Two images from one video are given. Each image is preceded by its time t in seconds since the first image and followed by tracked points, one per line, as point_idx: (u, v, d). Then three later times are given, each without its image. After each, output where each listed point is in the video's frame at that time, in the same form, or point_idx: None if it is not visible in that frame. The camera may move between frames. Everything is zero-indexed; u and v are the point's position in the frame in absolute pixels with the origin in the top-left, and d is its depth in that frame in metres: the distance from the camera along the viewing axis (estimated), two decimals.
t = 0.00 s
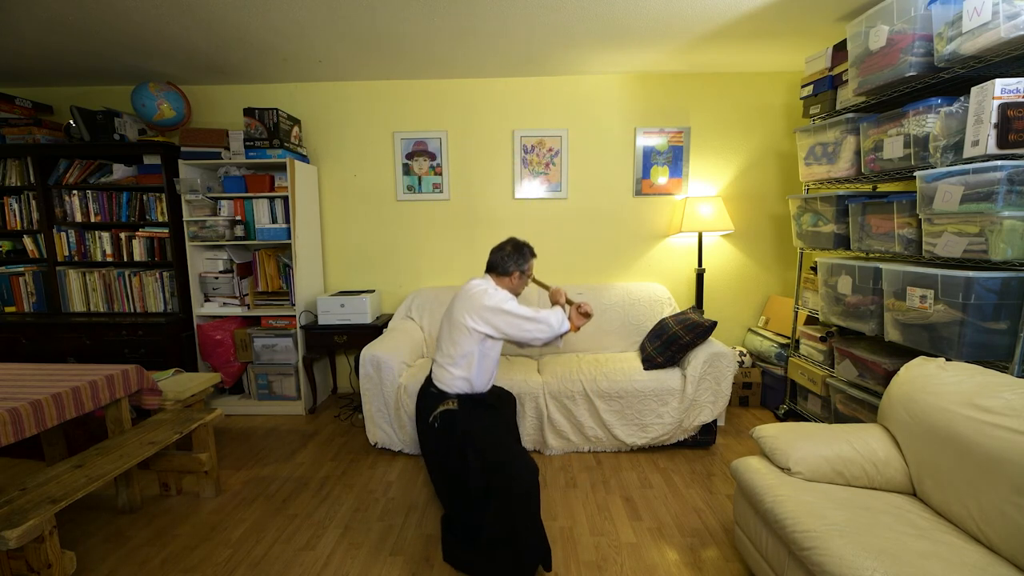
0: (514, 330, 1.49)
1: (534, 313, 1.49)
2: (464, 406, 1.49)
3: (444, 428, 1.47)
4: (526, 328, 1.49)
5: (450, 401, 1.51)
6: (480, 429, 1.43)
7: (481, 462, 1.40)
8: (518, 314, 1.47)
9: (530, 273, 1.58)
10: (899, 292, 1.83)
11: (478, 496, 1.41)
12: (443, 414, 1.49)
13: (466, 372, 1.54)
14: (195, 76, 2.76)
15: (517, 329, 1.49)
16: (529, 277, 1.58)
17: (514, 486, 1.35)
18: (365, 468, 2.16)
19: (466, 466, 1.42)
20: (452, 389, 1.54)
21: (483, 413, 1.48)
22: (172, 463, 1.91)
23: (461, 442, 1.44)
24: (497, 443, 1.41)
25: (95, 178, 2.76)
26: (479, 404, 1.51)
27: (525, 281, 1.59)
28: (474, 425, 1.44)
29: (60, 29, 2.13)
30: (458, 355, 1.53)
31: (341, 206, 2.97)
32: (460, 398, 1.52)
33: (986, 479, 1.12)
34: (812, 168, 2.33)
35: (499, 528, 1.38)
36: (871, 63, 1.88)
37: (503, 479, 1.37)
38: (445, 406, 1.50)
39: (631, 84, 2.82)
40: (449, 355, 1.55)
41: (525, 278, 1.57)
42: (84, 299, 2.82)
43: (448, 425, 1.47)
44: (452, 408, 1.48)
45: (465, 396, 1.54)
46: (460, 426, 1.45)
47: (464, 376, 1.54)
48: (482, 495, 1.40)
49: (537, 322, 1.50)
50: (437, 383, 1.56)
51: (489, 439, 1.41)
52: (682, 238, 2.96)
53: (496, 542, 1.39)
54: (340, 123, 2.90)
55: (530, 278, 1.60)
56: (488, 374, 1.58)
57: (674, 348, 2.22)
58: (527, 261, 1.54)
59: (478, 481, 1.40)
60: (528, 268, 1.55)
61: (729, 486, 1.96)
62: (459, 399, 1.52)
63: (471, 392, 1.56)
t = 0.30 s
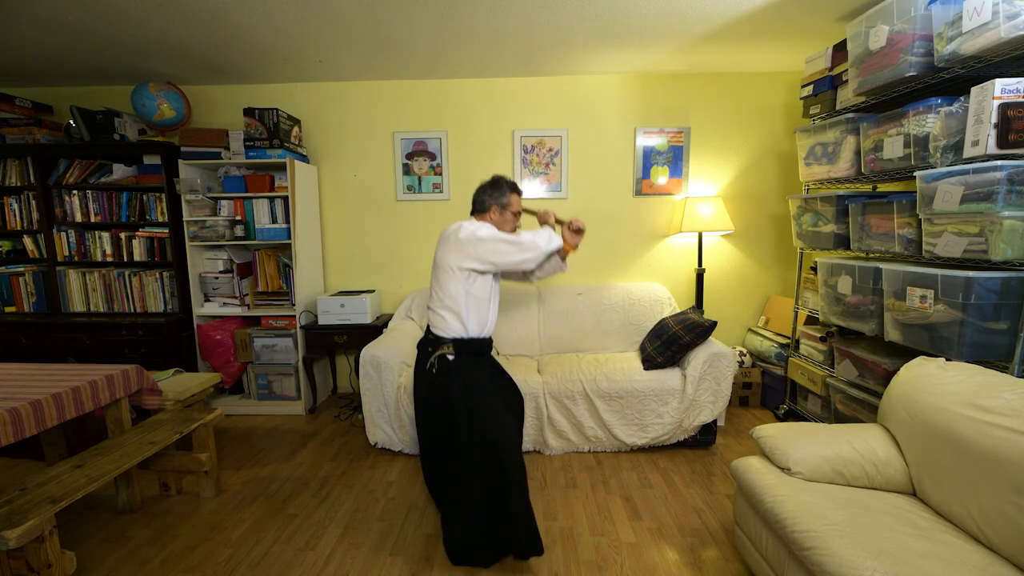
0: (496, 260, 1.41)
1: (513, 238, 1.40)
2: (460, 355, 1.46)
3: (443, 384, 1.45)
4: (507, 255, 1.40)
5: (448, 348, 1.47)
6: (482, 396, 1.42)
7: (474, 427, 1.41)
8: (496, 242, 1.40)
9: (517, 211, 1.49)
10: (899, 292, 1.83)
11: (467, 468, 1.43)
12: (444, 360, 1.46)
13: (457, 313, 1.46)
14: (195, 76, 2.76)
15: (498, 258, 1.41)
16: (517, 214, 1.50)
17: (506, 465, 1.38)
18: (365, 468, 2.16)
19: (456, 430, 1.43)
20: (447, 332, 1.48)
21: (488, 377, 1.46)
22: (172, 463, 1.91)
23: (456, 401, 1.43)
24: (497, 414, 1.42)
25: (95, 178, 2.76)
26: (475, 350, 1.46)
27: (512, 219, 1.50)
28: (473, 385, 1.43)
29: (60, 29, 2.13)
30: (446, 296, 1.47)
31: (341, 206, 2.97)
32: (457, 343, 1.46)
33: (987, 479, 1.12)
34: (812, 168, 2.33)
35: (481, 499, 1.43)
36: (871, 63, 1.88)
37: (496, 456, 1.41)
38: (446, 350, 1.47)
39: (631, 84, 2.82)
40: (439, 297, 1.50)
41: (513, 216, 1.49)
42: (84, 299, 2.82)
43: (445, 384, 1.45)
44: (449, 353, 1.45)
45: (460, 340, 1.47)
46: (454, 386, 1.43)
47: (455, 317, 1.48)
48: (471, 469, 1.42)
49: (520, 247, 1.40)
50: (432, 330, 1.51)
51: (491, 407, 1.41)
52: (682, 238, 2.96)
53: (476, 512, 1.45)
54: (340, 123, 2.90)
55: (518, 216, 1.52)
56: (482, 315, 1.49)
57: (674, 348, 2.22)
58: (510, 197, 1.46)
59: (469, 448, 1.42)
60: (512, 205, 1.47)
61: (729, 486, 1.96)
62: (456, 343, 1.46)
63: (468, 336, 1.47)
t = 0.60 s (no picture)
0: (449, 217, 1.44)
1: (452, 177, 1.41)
2: (450, 320, 1.53)
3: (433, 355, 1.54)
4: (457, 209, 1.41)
5: (439, 312, 1.57)
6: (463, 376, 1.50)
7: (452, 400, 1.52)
8: (439, 199, 1.42)
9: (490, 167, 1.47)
10: (899, 292, 1.83)
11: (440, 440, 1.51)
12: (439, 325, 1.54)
13: (440, 276, 1.55)
14: (195, 76, 2.76)
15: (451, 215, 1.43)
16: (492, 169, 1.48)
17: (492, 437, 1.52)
18: (365, 468, 2.16)
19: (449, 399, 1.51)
20: (435, 296, 1.58)
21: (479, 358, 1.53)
22: (172, 463, 1.91)
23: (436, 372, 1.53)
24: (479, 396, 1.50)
25: (95, 178, 2.76)
26: (468, 316, 1.52)
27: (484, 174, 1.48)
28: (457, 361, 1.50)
29: (60, 29, 2.13)
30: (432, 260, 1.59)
31: (341, 206, 2.97)
32: (446, 308, 1.55)
33: (986, 479, 1.12)
34: (812, 168, 2.33)
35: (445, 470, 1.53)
36: (871, 63, 1.88)
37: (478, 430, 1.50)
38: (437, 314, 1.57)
39: (631, 84, 2.82)
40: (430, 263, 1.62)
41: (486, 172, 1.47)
42: (83, 299, 2.82)
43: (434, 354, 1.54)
44: (439, 318, 1.55)
45: (450, 305, 1.54)
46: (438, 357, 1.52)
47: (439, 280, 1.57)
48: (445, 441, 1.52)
49: (458, 187, 1.38)
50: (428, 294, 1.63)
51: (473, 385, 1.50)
52: (682, 238, 2.96)
53: (440, 483, 1.53)
54: (340, 123, 2.90)
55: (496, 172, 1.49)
56: (461, 276, 1.53)
57: (674, 348, 2.22)
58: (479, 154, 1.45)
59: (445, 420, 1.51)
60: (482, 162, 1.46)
61: (729, 486, 1.96)
62: (444, 307, 1.55)
63: (451, 298, 1.54)
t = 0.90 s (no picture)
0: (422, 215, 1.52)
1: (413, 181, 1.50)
2: (443, 315, 1.55)
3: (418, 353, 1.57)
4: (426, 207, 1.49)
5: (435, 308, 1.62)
6: (444, 375, 1.51)
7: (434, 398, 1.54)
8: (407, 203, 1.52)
9: (468, 164, 1.51)
10: (899, 292, 1.83)
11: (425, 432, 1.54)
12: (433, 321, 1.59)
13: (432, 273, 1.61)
14: (195, 76, 2.76)
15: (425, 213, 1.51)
16: (472, 166, 1.52)
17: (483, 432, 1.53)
18: (365, 468, 2.16)
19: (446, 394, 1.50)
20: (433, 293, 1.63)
21: (462, 360, 1.51)
22: (172, 463, 1.91)
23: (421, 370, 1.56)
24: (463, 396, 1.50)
25: (95, 178, 2.76)
26: (460, 313, 1.53)
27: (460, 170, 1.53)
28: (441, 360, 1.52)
29: (60, 29, 2.13)
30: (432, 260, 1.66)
31: (341, 206, 2.97)
32: (439, 303, 1.58)
33: (986, 479, 1.12)
34: (812, 168, 2.33)
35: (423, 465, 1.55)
36: (871, 63, 1.88)
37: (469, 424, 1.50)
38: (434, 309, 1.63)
39: (631, 84, 2.82)
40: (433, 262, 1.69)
41: (464, 168, 1.52)
42: (84, 299, 2.82)
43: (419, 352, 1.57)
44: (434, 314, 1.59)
45: (444, 301, 1.56)
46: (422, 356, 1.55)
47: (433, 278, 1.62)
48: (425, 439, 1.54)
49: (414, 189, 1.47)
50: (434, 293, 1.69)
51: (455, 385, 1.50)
52: (682, 238, 2.96)
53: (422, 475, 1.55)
54: (340, 123, 2.90)
55: (477, 168, 1.52)
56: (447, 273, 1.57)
57: (674, 348, 2.22)
58: (459, 152, 1.52)
59: (424, 416, 1.54)
60: (461, 159, 1.52)
61: (729, 486, 1.96)
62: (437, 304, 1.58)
63: (442, 294, 1.58)
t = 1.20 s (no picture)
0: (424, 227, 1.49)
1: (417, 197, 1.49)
2: (445, 320, 1.56)
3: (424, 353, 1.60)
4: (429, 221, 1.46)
5: (438, 313, 1.62)
6: (446, 378, 1.51)
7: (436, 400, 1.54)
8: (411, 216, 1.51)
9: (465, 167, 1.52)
10: (899, 292, 1.83)
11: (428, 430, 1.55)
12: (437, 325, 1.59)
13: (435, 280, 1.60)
14: (195, 76, 2.76)
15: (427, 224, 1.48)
16: (469, 169, 1.52)
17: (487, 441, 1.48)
18: (365, 468, 2.16)
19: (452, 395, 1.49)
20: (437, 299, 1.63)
21: (464, 363, 1.50)
22: (172, 463, 1.91)
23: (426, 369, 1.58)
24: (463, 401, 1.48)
25: (95, 178, 2.76)
26: (463, 318, 1.54)
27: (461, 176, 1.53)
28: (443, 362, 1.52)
29: (60, 29, 2.13)
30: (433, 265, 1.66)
31: (341, 207, 2.97)
32: (443, 307, 1.58)
33: (986, 478, 1.12)
34: (812, 168, 2.33)
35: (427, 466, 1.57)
36: (871, 63, 1.88)
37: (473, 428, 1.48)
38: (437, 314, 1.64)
39: (631, 84, 2.82)
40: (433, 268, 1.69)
41: (461, 171, 1.53)
42: (83, 299, 2.82)
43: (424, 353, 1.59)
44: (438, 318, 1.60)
45: (448, 305, 1.57)
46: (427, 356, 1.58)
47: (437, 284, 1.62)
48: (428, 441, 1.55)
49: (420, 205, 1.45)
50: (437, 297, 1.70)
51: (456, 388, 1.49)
52: (682, 238, 2.96)
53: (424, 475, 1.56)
54: (340, 123, 2.90)
55: (475, 171, 1.53)
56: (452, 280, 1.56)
57: (674, 348, 2.22)
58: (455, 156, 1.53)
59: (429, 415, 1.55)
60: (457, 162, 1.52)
61: (729, 486, 1.96)
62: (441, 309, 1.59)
63: (447, 299, 1.57)
